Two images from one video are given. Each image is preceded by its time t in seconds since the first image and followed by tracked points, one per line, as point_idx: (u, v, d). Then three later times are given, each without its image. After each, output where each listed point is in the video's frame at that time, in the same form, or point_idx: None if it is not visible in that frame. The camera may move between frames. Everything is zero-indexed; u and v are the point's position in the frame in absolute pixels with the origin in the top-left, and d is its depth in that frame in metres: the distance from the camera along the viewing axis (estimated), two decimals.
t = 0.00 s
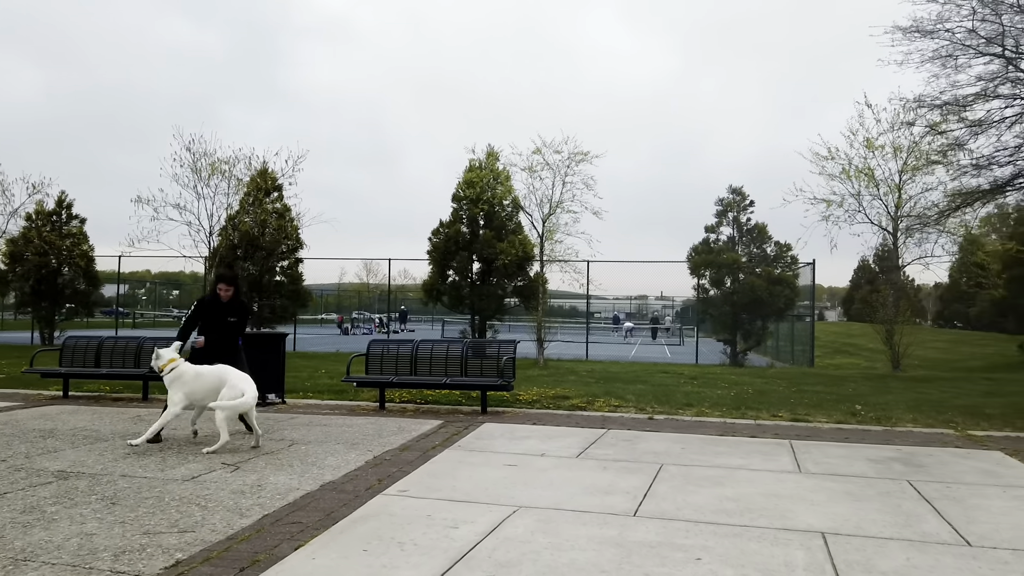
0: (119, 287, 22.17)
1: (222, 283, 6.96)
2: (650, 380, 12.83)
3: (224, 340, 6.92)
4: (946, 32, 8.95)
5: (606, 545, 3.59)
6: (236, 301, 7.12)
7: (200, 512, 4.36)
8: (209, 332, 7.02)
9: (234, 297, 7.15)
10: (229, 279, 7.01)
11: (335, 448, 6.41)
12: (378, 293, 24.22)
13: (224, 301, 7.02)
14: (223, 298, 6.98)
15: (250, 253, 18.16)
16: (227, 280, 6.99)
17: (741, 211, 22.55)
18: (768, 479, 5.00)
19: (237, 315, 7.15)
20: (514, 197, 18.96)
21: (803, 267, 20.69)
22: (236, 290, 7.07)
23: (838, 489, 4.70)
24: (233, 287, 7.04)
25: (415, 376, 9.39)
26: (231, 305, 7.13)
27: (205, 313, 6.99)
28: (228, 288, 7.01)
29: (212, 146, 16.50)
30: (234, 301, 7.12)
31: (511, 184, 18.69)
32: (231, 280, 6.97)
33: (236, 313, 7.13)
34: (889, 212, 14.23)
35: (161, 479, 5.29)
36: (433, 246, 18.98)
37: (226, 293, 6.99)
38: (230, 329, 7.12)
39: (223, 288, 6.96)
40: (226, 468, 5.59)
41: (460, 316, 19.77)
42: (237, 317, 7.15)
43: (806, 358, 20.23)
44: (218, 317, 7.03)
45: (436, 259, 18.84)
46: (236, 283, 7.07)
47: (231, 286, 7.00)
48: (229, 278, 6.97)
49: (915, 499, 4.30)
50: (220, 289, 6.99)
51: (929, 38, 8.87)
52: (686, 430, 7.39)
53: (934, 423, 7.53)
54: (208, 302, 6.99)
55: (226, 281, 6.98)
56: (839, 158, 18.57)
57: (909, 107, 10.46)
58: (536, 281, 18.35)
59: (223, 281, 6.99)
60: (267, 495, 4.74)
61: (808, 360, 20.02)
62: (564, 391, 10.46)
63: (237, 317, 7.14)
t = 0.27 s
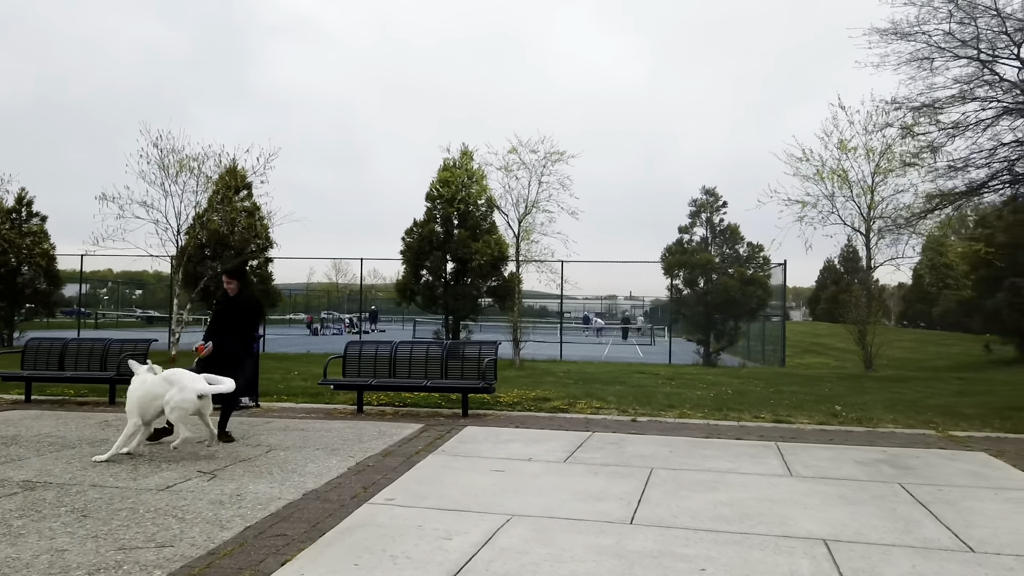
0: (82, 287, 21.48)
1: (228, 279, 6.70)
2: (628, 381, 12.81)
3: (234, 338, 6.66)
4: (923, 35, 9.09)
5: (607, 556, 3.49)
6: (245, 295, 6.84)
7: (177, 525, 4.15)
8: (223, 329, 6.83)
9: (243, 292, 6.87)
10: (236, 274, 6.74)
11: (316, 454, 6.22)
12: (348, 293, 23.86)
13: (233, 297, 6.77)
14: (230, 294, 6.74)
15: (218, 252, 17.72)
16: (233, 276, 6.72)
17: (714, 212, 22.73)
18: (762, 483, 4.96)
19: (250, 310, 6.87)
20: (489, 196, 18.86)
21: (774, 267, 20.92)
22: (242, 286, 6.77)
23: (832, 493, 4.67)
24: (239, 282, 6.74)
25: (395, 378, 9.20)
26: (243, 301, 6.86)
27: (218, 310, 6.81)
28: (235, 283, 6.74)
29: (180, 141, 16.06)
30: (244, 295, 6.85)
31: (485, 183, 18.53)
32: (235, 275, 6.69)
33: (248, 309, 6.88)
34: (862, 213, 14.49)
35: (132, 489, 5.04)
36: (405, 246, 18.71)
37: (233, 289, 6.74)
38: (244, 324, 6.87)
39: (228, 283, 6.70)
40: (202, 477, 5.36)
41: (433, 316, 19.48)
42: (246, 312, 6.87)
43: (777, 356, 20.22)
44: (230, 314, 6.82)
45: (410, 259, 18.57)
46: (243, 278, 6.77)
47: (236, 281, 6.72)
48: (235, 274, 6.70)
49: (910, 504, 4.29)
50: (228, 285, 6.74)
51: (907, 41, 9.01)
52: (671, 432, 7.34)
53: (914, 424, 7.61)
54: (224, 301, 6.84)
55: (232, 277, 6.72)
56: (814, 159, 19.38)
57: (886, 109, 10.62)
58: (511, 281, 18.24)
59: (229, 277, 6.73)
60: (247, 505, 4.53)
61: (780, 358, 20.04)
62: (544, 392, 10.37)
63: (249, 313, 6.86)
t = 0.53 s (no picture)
0: (61, 286, 21.02)
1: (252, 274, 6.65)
2: (620, 382, 12.69)
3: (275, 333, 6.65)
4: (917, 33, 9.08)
5: (621, 567, 3.36)
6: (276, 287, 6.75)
7: (166, 536, 3.95)
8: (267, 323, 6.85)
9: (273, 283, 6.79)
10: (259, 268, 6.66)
11: (308, 458, 6.03)
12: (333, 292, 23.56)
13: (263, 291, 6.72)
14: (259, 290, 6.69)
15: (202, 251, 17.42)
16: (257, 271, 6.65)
17: (702, 211, 22.71)
18: (770, 488, 4.86)
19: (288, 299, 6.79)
20: (477, 195, 18.61)
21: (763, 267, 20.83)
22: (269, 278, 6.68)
23: (842, 498, 4.59)
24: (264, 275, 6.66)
25: (386, 380, 9.01)
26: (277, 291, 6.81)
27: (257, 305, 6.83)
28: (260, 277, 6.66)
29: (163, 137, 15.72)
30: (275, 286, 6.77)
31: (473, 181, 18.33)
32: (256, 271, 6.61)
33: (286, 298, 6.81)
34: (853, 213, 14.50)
35: (118, 497, 4.83)
36: (393, 245, 18.49)
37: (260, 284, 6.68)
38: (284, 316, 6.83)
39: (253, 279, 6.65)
40: (191, 484, 5.15)
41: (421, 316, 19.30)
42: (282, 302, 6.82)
43: (763, 356, 20.43)
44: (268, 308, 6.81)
45: (397, 258, 18.37)
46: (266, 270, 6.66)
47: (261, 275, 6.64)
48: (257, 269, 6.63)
49: (924, 510, 4.21)
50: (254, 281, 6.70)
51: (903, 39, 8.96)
52: (670, 434, 7.23)
53: (912, 425, 7.58)
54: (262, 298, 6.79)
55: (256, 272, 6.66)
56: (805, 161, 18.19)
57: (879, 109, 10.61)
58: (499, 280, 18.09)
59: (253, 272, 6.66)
60: (240, 514, 4.35)
61: (766, 359, 20.21)
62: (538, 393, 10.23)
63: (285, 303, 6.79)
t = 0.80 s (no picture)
0: (49, 284, 20.66)
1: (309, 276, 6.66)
2: (621, 381, 12.50)
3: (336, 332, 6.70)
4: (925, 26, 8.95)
5: None
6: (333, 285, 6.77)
7: (158, 547, 3.73)
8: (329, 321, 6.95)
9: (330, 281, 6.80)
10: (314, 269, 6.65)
11: (306, 462, 5.82)
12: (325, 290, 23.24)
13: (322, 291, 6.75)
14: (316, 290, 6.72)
15: (194, 249, 17.12)
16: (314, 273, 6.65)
17: (700, 209, 22.55)
18: (788, 494, 4.70)
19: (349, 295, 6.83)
20: (472, 192, 18.28)
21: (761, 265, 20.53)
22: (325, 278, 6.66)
23: (864, 504, 4.43)
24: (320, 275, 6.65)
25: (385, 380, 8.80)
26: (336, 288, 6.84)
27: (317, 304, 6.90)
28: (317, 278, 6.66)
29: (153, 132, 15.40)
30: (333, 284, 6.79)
31: (469, 178, 17.99)
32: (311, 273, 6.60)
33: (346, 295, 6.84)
34: (854, 210, 14.36)
35: (108, 505, 4.61)
36: (388, 243, 17.98)
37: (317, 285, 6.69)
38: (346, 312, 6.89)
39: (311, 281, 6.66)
40: (185, 490, 4.93)
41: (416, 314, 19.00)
42: (344, 299, 6.86)
43: (761, 355, 20.00)
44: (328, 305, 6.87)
45: (391, 256, 17.86)
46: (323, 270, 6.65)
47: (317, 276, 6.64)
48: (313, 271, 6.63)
49: (951, 518, 4.07)
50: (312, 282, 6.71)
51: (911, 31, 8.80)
52: (677, 435, 7.06)
53: (923, 426, 7.46)
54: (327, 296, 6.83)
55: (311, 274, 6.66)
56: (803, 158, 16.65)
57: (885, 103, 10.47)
58: (495, 279, 17.84)
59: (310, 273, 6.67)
60: (236, 523, 4.13)
61: (765, 357, 19.75)
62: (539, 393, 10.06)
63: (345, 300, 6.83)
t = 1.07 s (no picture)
0: (42, 284, 20.37)
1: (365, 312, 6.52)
2: (623, 382, 12.30)
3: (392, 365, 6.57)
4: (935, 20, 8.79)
5: None
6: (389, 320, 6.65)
7: (152, 560, 3.54)
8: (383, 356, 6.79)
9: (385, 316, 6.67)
10: (370, 305, 6.52)
11: (305, 467, 5.61)
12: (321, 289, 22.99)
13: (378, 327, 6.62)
14: (373, 326, 6.59)
15: (189, 248, 16.93)
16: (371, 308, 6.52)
17: (700, 208, 22.37)
18: (808, 500, 4.52)
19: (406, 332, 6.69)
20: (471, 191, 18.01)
21: (761, 264, 20.19)
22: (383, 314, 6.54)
23: (888, 511, 4.27)
24: (379, 311, 6.53)
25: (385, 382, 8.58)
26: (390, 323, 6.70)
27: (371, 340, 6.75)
28: (375, 314, 6.53)
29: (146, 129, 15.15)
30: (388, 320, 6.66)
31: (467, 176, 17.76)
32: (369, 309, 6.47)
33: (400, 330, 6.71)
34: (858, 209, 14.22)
35: (99, 514, 4.40)
36: (384, 242, 17.71)
37: (374, 321, 6.56)
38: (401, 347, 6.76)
39: (369, 317, 6.52)
40: (179, 498, 4.74)
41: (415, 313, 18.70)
42: (396, 334, 6.74)
43: (760, 354, 19.83)
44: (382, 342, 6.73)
45: (388, 255, 17.57)
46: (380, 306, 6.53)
47: (375, 312, 6.51)
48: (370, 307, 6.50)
49: (981, 527, 3.90)
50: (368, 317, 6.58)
51: (921, 25, 8.62)
52: (686, 438, 6.88)
53: (936, 428, 7.31)
54: (378, 331, 6.70)
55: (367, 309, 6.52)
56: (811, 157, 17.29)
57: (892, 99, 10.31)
58: (494, 278, 17.63)
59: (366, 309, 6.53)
60: (233, 533, 3.94)
61: (764, 356, 19.63)
62: (542, 394, 9.88)
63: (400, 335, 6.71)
